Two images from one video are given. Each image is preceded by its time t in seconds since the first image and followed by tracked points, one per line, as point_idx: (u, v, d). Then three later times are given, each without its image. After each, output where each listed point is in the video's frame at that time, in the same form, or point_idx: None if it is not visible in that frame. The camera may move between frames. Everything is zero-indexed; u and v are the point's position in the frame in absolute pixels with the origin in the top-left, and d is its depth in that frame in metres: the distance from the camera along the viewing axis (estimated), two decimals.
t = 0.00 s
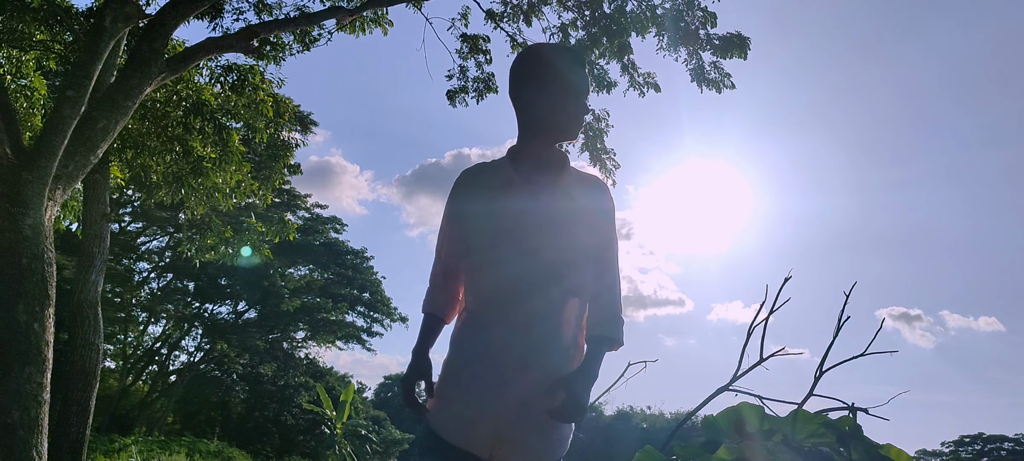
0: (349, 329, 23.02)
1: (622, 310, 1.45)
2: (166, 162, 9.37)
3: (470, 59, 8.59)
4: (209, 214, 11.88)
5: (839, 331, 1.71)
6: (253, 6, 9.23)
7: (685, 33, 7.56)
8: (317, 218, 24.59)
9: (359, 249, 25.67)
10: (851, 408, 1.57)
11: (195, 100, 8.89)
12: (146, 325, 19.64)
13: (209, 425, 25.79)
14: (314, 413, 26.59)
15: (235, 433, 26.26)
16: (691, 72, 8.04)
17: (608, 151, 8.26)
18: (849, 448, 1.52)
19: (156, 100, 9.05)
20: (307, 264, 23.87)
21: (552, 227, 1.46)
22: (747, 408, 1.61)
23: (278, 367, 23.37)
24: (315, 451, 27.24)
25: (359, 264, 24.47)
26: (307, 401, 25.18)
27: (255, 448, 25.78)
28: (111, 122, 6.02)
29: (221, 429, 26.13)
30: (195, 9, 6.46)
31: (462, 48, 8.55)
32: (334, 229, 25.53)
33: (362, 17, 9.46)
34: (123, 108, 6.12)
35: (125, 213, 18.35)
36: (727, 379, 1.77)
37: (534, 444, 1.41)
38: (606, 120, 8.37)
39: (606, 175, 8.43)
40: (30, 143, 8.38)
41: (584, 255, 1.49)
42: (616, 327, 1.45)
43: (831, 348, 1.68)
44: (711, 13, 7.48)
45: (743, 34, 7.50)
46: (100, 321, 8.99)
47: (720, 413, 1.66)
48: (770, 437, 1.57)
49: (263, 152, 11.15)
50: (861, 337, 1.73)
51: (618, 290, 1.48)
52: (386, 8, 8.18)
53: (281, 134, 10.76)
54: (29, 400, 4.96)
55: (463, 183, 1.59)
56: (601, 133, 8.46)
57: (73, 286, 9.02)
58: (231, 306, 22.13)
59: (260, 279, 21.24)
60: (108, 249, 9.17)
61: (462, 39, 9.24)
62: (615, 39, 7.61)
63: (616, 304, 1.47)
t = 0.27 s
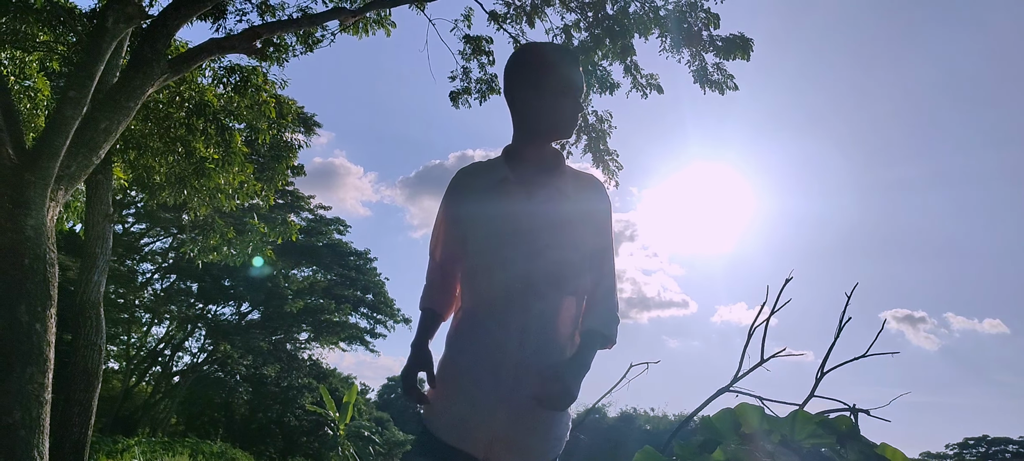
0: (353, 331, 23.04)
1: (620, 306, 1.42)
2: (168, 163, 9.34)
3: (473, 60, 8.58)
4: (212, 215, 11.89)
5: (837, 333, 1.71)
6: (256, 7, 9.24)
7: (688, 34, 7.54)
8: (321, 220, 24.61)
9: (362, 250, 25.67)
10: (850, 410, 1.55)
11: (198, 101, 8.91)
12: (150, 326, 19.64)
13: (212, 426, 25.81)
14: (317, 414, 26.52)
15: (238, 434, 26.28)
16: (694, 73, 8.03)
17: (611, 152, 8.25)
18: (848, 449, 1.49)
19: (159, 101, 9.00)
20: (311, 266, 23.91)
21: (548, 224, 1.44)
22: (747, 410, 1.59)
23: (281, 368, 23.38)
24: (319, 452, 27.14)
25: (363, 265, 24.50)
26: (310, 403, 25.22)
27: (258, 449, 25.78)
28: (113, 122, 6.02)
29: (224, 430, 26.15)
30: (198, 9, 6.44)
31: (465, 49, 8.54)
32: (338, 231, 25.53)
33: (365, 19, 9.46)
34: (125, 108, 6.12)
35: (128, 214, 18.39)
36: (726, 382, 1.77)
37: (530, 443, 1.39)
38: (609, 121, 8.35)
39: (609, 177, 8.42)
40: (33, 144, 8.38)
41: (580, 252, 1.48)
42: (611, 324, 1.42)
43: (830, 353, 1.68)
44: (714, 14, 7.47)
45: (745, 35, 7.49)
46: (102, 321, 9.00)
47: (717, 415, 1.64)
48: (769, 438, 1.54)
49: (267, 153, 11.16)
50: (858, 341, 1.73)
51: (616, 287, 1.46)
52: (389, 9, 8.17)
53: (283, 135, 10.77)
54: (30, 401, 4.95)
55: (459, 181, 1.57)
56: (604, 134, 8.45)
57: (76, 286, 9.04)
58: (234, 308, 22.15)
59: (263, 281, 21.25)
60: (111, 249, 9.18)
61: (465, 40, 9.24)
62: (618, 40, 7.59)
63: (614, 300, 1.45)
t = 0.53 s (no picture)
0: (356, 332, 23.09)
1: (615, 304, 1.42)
2: (170, 164, 9.33)
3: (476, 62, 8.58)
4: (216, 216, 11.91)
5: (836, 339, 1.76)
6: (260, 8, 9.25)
7: (691, 35, 7.53)
8: (325, 221, 24.64)
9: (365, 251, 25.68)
10: (848, 409, 1.56)
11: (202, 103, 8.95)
12: (154, 327, 19.67)
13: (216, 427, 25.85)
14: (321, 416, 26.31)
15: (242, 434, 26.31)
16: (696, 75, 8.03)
17: (614, 154, 8.26)
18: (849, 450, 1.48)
19: (162, 102, 9.01)
20: (315, 267, 23.96)
21: (542, 223, 1.44)
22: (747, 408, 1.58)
23: (285, 369, 23.40)
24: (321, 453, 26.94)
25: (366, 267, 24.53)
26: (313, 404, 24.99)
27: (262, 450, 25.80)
28: (115, 123, 6.03)
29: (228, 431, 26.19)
30: (200, 11, 6.44)
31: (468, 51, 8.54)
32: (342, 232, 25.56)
33: (368, 20, 9.47)
34: (127, 109, 6.12)
35: (132, 215, 18.44)
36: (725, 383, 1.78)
37: (526, 441, 1.40)
38: (612, 123, 8.34)
39: (612, 179, 8.41)
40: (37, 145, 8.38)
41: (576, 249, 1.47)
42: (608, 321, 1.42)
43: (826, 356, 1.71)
44: (717, 15, 7.46)
45: (748, 37, 7.48)
46: (104, 321, 9.03)
47: (714, 413, 1.63)
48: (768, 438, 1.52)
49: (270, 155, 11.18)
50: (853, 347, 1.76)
51: (612, 284, 1.45)
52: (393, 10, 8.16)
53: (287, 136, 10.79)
54: (32, 401, 4.97)
55: (457, 179, 1.57)
56: (607, 136, 8.44)
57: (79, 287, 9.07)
58: (238, 309, 22.19)
59: (267, 282, 21.29)
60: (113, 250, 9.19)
61: (468, 42, 9.24)
62: (621, 42, 7.58)
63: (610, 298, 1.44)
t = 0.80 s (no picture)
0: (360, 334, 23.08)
1: (612, 302, 1.41)
2: (172, 166, 9.28)
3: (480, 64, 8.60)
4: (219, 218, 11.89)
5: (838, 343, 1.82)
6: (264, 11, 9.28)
7: (695, 37, 7.54)
8: (329, 223, 24.70)
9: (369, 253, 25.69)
10: (850, 409, 1.54)
11: (206, 105, 9.01)
12: (159, 328, 19.70)
13: (221, 429, 25.87)
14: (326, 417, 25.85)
15: (247, 436, 26.30)
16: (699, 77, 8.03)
17: (617, 156, 8.26)
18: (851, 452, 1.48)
19: (165, 104, 9.04)
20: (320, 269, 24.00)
21: (539, 221, 1.43)
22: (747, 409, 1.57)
23: (290, 371, 23.41)
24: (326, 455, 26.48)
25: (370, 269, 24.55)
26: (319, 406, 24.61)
27: (266, 452, 25.80)
28: (118, 124, 6.05)
29: (232, 433, 26.18)
30: (204, 12, 6.46)
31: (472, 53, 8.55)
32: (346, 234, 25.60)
33: (372, 22, 9.49)
34: (130, 111, 6.14)
35: (137, 217, 18.51)
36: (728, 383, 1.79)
37: (522, 439, 1.39)
38: (615, 124, 8.33)
39: (616, 180, 8.41)
40: (41, 147, 8.40)
41: (573, 249, 1.47)
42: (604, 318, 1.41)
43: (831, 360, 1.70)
44: (720, 18, 7.47)
45: (752, 39, 7.48)
46: (107, 322, 9.04)
47: (715, 414, 1.63)
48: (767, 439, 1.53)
49: (274, 157, 11.22)
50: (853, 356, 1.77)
51: (610, 281, 1.44)
52: (396, 12, 8.17)
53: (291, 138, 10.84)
54: (35, 402, 4.98)
55: (456, 176, 1.56)
56: (610, 138, 8.44)
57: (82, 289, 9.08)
58: (242, 311, 22.22)
59: (271, 284, 21.33)
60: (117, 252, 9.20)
61: (472, 44, 9.26)
62: (624, 44, 7.58)
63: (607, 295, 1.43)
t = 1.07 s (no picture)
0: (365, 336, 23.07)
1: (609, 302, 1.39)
2: (176, 167, 9.38)
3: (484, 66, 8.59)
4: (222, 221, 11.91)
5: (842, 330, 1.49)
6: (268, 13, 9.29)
7: (699, 39, 7.53)
8: (335, 225, 24.73)
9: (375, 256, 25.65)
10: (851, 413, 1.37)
11: (210, 108, 9.10)
12: (164, 331, 19.75)
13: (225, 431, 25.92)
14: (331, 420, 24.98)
15: (251, 439, 26.34)
16: (703, 78, 8.02)
17: (621, 157, 8.25)
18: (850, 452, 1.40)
19: (169, 106, 9.07)
20: (326, 272, 23.69)
21: (535, 221, 1.43)
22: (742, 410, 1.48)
23: (294, 374, 23.42)
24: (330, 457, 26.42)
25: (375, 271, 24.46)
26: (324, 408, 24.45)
27: (271, 454, 25.81)
28: (122, 127, 6.06)
29: (237, 435, 26.22)
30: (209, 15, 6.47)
31: (476, 55, 8.55)
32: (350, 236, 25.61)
33: (376, 24, 9.49)
34: (134, 113, 6.15)
35: (142, 220, 18.54)
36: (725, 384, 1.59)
37: (518, 441, 1.38)
38: (619, 126, 8.32)
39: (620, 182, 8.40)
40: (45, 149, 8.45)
41: (569, 248, 1.45)
42: (601, 319, 1.39)
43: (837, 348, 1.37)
44: (725, 19, 7.45)
45: (756, 41, 7.47)
46: (112, 324, 9.06)
47: (713, 416, 1.56)
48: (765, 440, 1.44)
49: (278, 159, 11.26)
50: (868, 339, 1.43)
51: (606, 280, 1.43)
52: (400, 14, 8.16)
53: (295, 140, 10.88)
54: (39, 404, 4.99)
55: (453, 177, 1.56)
56: (614, 139, 8.43)
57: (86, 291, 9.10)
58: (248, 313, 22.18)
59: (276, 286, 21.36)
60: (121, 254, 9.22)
61: (476, 46, 9.25)
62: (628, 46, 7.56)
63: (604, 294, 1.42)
